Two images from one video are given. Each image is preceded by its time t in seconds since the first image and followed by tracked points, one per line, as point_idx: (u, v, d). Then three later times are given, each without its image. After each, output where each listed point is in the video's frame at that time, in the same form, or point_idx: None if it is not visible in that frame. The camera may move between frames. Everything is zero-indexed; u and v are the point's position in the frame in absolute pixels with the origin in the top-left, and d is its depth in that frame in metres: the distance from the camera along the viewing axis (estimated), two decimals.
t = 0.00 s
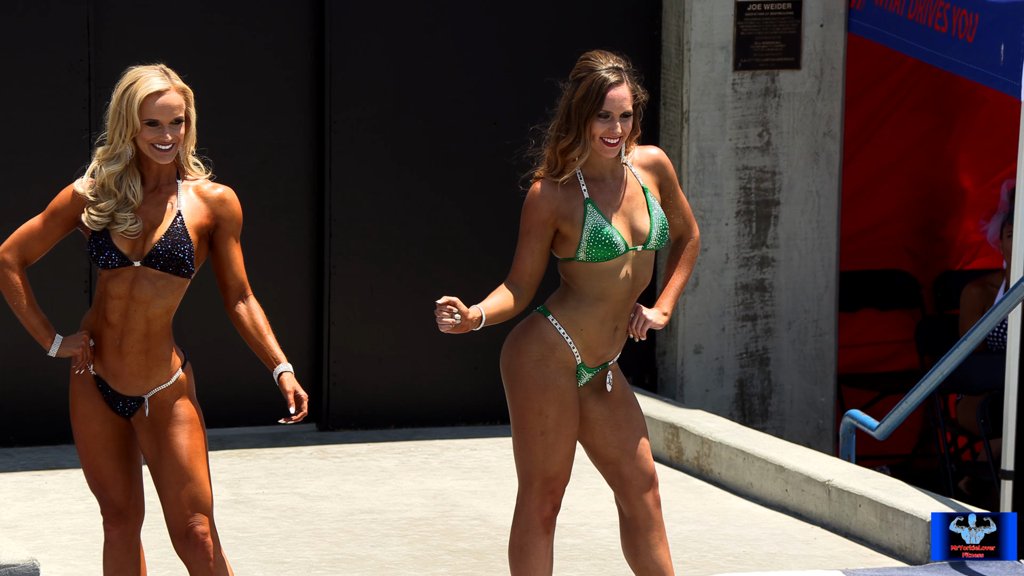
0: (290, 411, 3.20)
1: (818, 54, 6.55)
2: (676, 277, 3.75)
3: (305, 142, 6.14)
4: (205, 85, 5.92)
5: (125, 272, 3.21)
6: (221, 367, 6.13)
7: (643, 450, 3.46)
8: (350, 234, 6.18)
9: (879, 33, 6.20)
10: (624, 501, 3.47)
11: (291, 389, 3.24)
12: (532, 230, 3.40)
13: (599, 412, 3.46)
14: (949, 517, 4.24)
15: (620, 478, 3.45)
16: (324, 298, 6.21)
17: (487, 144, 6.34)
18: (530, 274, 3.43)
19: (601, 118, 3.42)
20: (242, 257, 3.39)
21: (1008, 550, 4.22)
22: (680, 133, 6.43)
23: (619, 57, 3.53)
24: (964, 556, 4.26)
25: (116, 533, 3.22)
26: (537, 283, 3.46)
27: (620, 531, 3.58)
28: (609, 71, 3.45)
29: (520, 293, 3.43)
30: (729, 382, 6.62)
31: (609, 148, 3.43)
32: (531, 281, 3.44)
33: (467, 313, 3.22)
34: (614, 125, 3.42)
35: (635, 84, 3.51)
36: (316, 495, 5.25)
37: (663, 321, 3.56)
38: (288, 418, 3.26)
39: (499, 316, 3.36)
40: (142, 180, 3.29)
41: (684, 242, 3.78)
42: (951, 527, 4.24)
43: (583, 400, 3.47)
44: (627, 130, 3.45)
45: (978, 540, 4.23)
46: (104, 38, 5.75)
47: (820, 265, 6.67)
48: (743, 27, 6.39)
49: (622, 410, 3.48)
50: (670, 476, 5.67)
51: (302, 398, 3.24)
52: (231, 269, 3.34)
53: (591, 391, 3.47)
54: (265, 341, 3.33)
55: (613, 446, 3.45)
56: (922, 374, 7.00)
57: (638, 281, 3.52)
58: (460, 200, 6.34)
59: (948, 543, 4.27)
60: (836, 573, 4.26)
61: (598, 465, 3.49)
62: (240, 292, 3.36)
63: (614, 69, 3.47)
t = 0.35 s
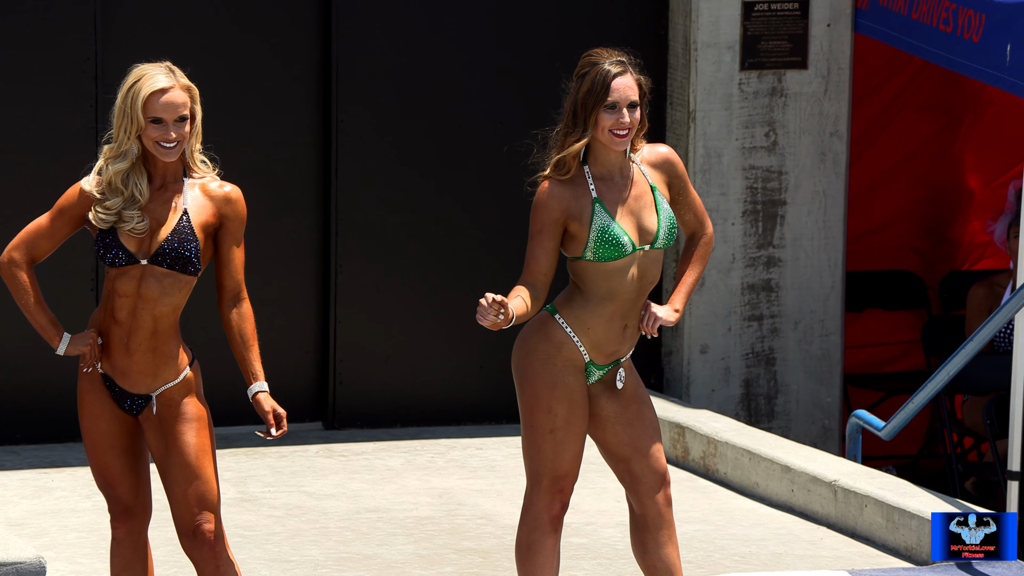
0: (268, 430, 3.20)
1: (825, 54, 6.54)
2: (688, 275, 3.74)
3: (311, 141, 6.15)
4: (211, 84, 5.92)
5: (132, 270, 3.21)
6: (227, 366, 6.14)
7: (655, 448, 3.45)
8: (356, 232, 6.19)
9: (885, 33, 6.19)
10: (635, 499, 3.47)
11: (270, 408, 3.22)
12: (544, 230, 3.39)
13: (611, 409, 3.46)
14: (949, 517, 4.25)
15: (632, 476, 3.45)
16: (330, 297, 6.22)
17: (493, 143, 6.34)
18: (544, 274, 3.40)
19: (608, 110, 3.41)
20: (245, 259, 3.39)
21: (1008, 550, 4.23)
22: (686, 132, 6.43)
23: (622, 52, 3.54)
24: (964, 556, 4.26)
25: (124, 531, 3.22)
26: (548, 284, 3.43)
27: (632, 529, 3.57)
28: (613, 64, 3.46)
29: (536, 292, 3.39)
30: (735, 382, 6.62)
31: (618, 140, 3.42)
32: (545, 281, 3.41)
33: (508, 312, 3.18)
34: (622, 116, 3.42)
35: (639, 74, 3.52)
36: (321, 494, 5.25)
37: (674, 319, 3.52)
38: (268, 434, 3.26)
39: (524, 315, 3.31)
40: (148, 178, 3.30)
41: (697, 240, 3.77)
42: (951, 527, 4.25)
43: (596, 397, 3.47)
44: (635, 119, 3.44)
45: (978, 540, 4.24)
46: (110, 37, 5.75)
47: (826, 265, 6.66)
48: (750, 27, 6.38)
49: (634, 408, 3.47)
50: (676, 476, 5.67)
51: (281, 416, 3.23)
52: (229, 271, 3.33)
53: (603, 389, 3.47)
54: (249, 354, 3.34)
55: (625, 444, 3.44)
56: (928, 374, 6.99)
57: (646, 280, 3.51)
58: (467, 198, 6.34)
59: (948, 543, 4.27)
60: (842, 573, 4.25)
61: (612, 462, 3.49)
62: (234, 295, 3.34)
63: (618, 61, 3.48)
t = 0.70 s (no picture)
0: (253, 433, 3.24)
1: (837, 53, 6.53)
2: (710, 272, 3.73)
3: (323, 139, 6.15)
4: (222, 82, 5.93)
5: (146, 267, 3.22)
6: (239, 363, 6.15)
7: (672, 444, 3.44)
8: (368, 230, 6.19)
9: (898, 31, 6.17)
10: (653, 496, 3.46)
11: (259, 411, 3.26)
12: (557, 226, 3.42)
13: (631, 405, 3.45)
14: (949, 517, 4.38)
15: (650, 473, 3.44)
16: (342, 294, 6.22)
17: (505, 141, 6.33)
18: (556, 268, 3.47)
19: (622, 106, 3.41)
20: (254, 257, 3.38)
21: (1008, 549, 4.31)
22: (698, 130, 6.41)
23: (637, 49, 3.53)
24: (964, 556, 4.39)
25: (136, 528, 3.23)
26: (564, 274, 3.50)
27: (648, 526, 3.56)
28: (627, 60, 3.45)
29: (545, 286, 3.48)
30: (747, 381, 6.60)
31: (634, 136, 3.42)
32: (558, 274, 3.48)
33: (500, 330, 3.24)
34: (636, 112, 3.41)
35: (654, 72, 3.51)
36: (333, 491, 5.26)
37: (694, 315, 3.53)
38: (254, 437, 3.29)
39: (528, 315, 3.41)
40: (162, 175, 3.30)
41: (719, 235, 3.75)
42: (952, 527, 4.39)
43: (613, 394, 3.46)
44: (651, 115, 3.44)
45: (978, 540, 4.36)
46: (122, 35, 5.76)
47: (838, 264, 6.65)
48: (762, 25, 6.37)
49: (654, 405, 3.46)
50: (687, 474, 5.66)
51: (269, 420, 3.27)
52: (241, 268, 3.34)
53: (623, 386, 3.47)
54: (252, 346, 3.34)
55: (644, 441, 3.43)
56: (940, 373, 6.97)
57: (664, 275, 3.49)
58: (479, 196, 6.33)
59: (948, 543, 4.40)
60: (854, 573, 4.24)
61: (630, 458, 3.48)
62: (243, 292, 3.34)
63: (633, 58, 3.47)
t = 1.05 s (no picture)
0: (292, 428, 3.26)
1: (863, 52, 6.50)
2: (726, 271, 3.70)
3: (348, 139, 6.16)
4: (247, 82, 5.95)
5: (172, 266, 3.23)
6: (263, 362, 6.17)
7: (695, 444, 3.44)
8: (392, 230, 6.20)
9: (925, 29, 6.14)
10: (676, 496, 3.45)
11: (297, 406, 3.27)
12: (567, 211, 3.43)
13: (653, 407, 3.44)
14: (949, 517, 4.39)
15: (675, 473, 3.43)
16: (366, 294, 6.23)
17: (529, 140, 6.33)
18: (553, 250, 3.47)
19: (644, 112, 3.41)
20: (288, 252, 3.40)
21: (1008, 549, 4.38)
22: (722, 130, 6.38)
23: (662, 50, 3.52)
24: (965, 556, 4.39)
25: (161, 528, 3.24)
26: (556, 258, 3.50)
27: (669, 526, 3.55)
28: (652, 63, 3.44)
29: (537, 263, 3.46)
30: (772, 380, 6.57)
31: (653, 142, 3.41)
32: (552, 255, 3.48)
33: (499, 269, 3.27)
34: (658, 118, 3.41)
35: (679, 79, 3.49)
36: (358, 491, 5.27)
37: (709, 315, 3.51)
38: (292, 432, 3.31)
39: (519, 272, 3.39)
40: (187, 174, 3.31)
41: (736, 236, 3.75)
42: (952, 527, 4.39)
43: (637, 395, 3.44)
44: (671, 122, 3.44)
45: (978, 540, 4.38)
46: (147, 36, 5.79)
47: (864, 263, 6.61)
48: (787, 24, 6.34)
49: (674, 405, 3.46)
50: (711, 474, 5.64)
51: (308, 415, 3.28)
52: (271, 266, 3.35)
53: (644, 388, 3.45)
54: (290, 341, 3.36)
55: (667, 441, 3.42)
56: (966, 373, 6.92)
57: (684, 272, 3.50)
58: (503, 196, 6.33)
59: (948, 543, 4.39)
60: (880, 573, 4.22)
61: (651, 462, 3.46)
62: (276, 289, 3.36)
63: (658, 61, 3.46)
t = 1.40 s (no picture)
0: (292, 426, 3.25)
1: (860, 51, 6.50)
2: (716, 273, 3.73)
3: (345, 139, 6.16)
4: (244, 82, 5.95)
5: (170, 267, 3.24)
6: (260, 362, 6.17)
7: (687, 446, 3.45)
8: (390, 230, 6.20)
9: (922, 29, 6.14)
10: (665, 497, 3.45)
11: (297, 404, 3.27)
12: (566, 221, 3.42)
13: (643, 408, 3.45)
14: (949, 517, 4.40)
15: (664, 474, 3.43)
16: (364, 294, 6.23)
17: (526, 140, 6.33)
18: (565, 264, 3.46)
19: (639, 112, 3.41)
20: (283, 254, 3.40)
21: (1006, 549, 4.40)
22: (720, 129, 6.39)
23: (658, 50, 3.52)
24: (965, 557, 4.40)
25: (158, 528, 3.24)
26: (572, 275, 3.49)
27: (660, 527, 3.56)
28: (648, 64, 3.44)
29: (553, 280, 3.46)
30: (769, 380, 6.58)
31: (647, 141, 3.42)
32: (565, 271, 3.46)
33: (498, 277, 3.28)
34: (652, 119, 3.41)
35: (674, 78, 3.50)
36: (356, 491, 5.27)
37: (700, 316, 3.55)
38: (292, 431, 3.30)
39: (531, 293, 3.40)
40: (185, 175, 3.32)
41: (725, 239, 3.76)
42: (952, 527, 4.40)
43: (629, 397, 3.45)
44: (666, 122, 3.44)
45: (978, 540, 4.40)
46: (144, 36, 5.79)
47: (861, 262, 6.62)
48: (784, 24, 6.34)
49: (665, 406, 3.48)
50: (708, 474, 5.65)
51: (307, 414, 3.28)
52: (267, 266, 3.35)
53: (634, 390, 3.46)
54: (287, 344, 3.35)
55: (658, 443, 3.43)
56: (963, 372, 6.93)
57: (677, 273, 3.51)
58: (500, 195, 6.33)
59: (948, 543, 4.40)
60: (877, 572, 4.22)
61: (642, 465, 3.47)
62: (273, 290, 3.35)
63: (653, 61, 3.46)
